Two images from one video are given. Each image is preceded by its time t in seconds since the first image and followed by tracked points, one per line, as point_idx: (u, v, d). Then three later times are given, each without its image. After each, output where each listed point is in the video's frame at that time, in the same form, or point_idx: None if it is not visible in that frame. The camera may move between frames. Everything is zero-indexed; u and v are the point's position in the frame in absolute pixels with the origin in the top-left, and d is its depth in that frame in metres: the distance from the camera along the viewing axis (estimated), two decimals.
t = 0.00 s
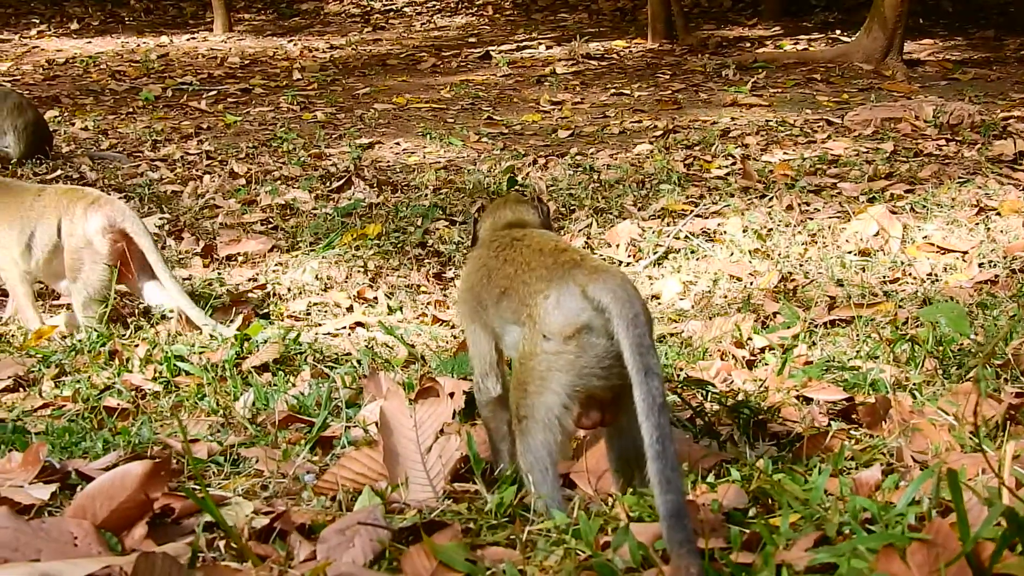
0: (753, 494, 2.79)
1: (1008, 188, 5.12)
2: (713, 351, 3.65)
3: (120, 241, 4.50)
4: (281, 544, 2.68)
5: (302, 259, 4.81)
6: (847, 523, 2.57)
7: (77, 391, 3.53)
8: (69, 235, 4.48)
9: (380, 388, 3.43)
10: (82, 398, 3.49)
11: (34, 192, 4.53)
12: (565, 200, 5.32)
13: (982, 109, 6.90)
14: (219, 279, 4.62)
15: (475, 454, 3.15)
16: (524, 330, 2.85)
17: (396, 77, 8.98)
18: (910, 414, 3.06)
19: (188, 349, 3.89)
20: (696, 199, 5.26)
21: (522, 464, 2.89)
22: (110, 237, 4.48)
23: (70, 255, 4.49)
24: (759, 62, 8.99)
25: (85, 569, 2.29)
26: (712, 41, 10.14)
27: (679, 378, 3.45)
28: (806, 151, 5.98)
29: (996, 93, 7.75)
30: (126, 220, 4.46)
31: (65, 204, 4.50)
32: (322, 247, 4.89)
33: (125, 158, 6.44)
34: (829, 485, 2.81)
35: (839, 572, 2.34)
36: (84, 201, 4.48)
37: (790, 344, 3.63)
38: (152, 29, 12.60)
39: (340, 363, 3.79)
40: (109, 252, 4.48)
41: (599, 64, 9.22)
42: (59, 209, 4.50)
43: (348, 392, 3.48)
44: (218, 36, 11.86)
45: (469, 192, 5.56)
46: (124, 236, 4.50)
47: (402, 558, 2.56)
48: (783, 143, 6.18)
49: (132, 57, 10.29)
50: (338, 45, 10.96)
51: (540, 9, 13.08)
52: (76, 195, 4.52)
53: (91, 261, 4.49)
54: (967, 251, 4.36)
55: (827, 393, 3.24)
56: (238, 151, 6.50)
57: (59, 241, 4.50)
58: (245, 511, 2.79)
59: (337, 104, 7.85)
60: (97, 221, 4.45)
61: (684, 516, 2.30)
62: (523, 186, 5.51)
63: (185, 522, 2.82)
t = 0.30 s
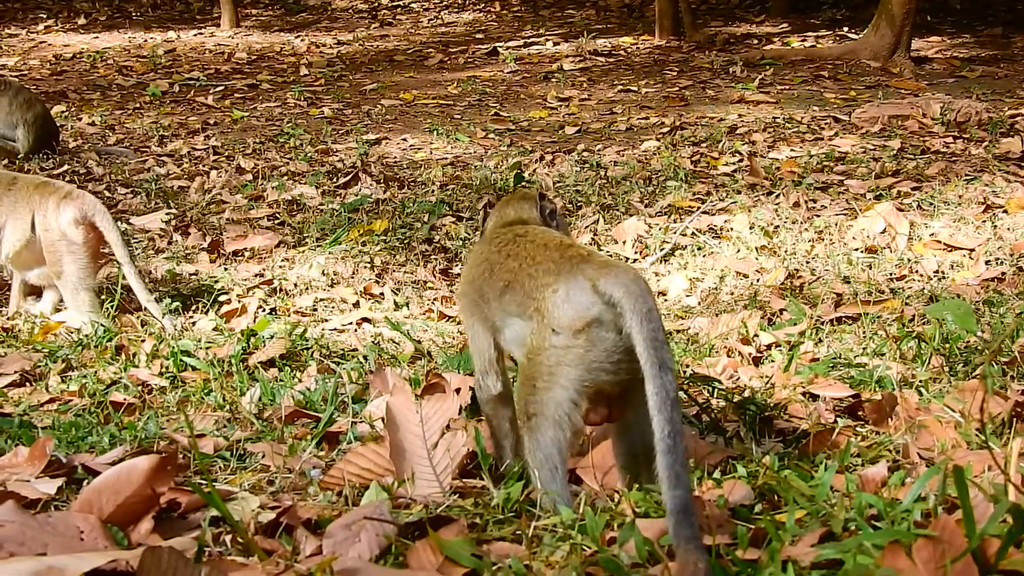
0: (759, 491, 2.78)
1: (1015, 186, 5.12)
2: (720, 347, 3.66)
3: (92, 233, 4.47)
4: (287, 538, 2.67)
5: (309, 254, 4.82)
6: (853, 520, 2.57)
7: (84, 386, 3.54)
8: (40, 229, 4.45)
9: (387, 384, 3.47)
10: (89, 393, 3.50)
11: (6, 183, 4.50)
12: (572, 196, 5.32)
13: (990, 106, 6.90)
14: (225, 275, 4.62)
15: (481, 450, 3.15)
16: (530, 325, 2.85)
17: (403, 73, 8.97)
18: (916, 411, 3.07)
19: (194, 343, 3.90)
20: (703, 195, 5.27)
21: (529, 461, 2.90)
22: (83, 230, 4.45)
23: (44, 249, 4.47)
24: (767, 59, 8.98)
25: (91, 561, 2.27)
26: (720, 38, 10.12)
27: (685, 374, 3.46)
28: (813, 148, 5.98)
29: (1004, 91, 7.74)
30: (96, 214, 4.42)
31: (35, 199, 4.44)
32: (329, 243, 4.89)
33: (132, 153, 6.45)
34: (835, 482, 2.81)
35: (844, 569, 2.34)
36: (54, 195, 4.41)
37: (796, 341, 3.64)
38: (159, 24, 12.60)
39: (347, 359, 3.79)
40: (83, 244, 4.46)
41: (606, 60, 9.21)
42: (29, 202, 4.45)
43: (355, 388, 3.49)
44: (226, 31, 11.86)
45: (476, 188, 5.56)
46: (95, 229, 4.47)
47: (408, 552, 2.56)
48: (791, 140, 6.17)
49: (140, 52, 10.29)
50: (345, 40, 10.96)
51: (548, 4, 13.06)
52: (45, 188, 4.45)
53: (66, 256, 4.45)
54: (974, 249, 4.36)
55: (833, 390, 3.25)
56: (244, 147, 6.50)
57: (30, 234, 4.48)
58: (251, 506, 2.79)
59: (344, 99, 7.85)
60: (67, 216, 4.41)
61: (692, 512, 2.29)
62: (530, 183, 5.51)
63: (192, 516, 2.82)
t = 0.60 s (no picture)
0: (761, 486, 2.78)
1: (1017, 182, 5.12)
2: (722, 342, 3.67)
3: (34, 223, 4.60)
4: (289, 531, 2.67)
5: (312, 247, 4.82)
6: (854, 514, 2.57)
7: (86, 378, 3.55)
8: None
9: (389, 376, 3.46)
10: (91, 385, 3.51)
11: None
12: (575, 191, 5.32)
13: (993, 101, 6.90)
14: (228, 268, 4.62)
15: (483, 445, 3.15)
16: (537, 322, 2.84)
17: (407, 67, 8.96)
18: (919, 405, 3.07)
19: (197, 336, 3.90)
20: (706, 190, 5.27)
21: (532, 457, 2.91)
22: (25, 217, 4.57)
23: None
24: (770, 54, 8.98)
25: (93, 553, 2.26)
26: (724, 32, 10.11)
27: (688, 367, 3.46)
28: (817, 143, 5.98)
29: (1008, 87, 7.74)
30: (38, 201, 4.59)
31: None
32: (332, 236, 4.89)
33: (135, 146, 6.45)
34: (836, 476, 2.81)
35: (845, 563, 2.34)
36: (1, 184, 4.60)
37: (799, 335, 3.65)
38: (163, 16, 12.59)
39: (349, 352, 3.80)
40: (21, 232, 4.56)
41: (609, 54, 9.20)
42: None
43: (357, 381, 3.50)
44: (229, 24, 11.85)
45: (479, 181, 5.56)
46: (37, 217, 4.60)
47: (410, 545, 2.55)
48: (794, 135, 6.17)
49: (142, 44, 10.28)
50: (349, 34, 10.95)
51: None
52: None
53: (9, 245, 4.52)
54: (976, 244, 4.37)
55: (835, 384, 3.26)
56: (247, 140, 6.50)
57: None
58: (254, 499, 2.79)
59: (347, 93, 7.84)
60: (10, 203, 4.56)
61: (698, 515, 2.30)
62: (532, 177, 5.51)
63: (194, 508, 2.82)
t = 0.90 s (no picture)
0: (762, 480, 2.78)
1: (1019, 177, 5.12)
2: (724, 337, 3.67)
3: None
4: (289, 525, 2.67)
5: (313, 242, 4.81)
6: (855, 508, 2.56)
7: (87, 372, 3.55)
8: None
9: (390, 372, 3.50)
10: (92, 379, 3.51)
11: None
12: (577, 185, 5.32)
13: (995, 96, 6.89)
14: (229, 262, 4.61)
15: (486, 441, 3.15)
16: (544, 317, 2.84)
17: (409, 62, 8.96)
18: (920, 401, 3.07)
19: (199, 331, 3.90)
20: (708, 185, 5.28)
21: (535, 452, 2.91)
22: None
23: None
24: (773, 49, 8.97)
25: (93, 547, 2.26)
26: (726, 27, 10.10)
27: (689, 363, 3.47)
28: (819, 138, 5.98)
29: (1010, 82, 7.73)
30: None
31: None
32: (333, 230, 4.89)
33: (136, 141, 6.45)
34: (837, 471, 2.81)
35: (846, 557, 2.33)
36: None
37: (800, 330, 3.65)
38: (164, 11, 12.58)
39: (350, 346, 3.80)
40: None
41: (611, 50, 9.20)
42: None
43: (359, 376, 3.50)
44: (231, 19, 11.85)
45: (481, 176, 5.56)
46: None
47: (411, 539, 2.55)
48: (795, 130, 6.17)
49: (143, 39, 10.28)
50: (350, 28, 10.95)
51: None
52: None
53: None
54: (978, 240, 4.36)
55: (837, 378, 3.26)
56: (249, 134, 6.50)
57: None
58: (255, 494, 2.79)
59: (349, 87, 7.84)
60: None
61: (702, 513, 2.30)
62: (534, 172, 5.51)
63: (194, 504, 2.82)
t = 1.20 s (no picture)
0: (762, 479, 2.78)
1: (1019, 174, 5.13)
2: (723, 334, 3.67)
3: None
4: (289, 523, 2.67)
5: (312, 239, 4.81)
6: (856, 505, 2.56)
7: (87, 369, 3.55)
8: None
9: (390, 369, 3.48)
10: (91, 377, 3.51)
11: None
12: (577, 182, 5.32)
13: (994, 94, 6.90)
14: (229, 260, 4.61)
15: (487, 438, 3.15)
16: (548, 311, 2.84)
17: (408, 59, 8.96)
18: (920, 397, 3.08)
19: (198, 328, 3.90)
20: (707, 182, 5.28)
21: (537, 448, 2.90)
22: None
23: None
24: (772, 46, 8.96)
25: (93, 544, 2.26)
26: (726, 25, 10.10)
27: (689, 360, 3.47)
28: (818, 135, 5.98)
29: (1010, 79, 7.73)
30: None
31: None
32: (333, 228, 4.89)
33: (135, 138, 6.45)
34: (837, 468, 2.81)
35: (846, 554, 2.33)
36: None
37: (800, 326, 3.65)
38: (163, 8, 12.57)
39: (350, 344, 3.80)
40: None
41: (611, 47, 9.20)
42: None
43: (358, 374, 3.50)
44: (230, 16, 11.84)
45: (480, 173, 5.56)
46: None
47: (410, 536, 2.55)
48: (795, 127, 6.17)
49: (142, 36, 10.27)
50: (350, 25, 10.94)
51: None
52: None
53: None
54: (978, 237, 4.37)
55: (837, 375, 3.26)
56: (249, 132, 6.49)
57: None
58: (254, 491, 2.79)
59: (349, 85, 7.83)
60: None
61: (702, 505, 2.28)
62: (534, 169, 5.51)
63: (194, 501, 2.82)
